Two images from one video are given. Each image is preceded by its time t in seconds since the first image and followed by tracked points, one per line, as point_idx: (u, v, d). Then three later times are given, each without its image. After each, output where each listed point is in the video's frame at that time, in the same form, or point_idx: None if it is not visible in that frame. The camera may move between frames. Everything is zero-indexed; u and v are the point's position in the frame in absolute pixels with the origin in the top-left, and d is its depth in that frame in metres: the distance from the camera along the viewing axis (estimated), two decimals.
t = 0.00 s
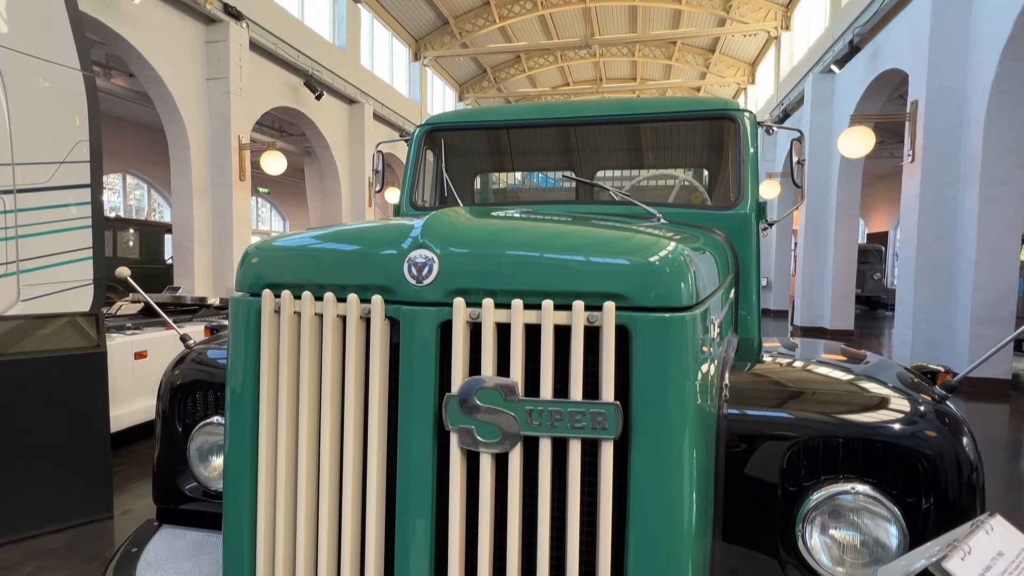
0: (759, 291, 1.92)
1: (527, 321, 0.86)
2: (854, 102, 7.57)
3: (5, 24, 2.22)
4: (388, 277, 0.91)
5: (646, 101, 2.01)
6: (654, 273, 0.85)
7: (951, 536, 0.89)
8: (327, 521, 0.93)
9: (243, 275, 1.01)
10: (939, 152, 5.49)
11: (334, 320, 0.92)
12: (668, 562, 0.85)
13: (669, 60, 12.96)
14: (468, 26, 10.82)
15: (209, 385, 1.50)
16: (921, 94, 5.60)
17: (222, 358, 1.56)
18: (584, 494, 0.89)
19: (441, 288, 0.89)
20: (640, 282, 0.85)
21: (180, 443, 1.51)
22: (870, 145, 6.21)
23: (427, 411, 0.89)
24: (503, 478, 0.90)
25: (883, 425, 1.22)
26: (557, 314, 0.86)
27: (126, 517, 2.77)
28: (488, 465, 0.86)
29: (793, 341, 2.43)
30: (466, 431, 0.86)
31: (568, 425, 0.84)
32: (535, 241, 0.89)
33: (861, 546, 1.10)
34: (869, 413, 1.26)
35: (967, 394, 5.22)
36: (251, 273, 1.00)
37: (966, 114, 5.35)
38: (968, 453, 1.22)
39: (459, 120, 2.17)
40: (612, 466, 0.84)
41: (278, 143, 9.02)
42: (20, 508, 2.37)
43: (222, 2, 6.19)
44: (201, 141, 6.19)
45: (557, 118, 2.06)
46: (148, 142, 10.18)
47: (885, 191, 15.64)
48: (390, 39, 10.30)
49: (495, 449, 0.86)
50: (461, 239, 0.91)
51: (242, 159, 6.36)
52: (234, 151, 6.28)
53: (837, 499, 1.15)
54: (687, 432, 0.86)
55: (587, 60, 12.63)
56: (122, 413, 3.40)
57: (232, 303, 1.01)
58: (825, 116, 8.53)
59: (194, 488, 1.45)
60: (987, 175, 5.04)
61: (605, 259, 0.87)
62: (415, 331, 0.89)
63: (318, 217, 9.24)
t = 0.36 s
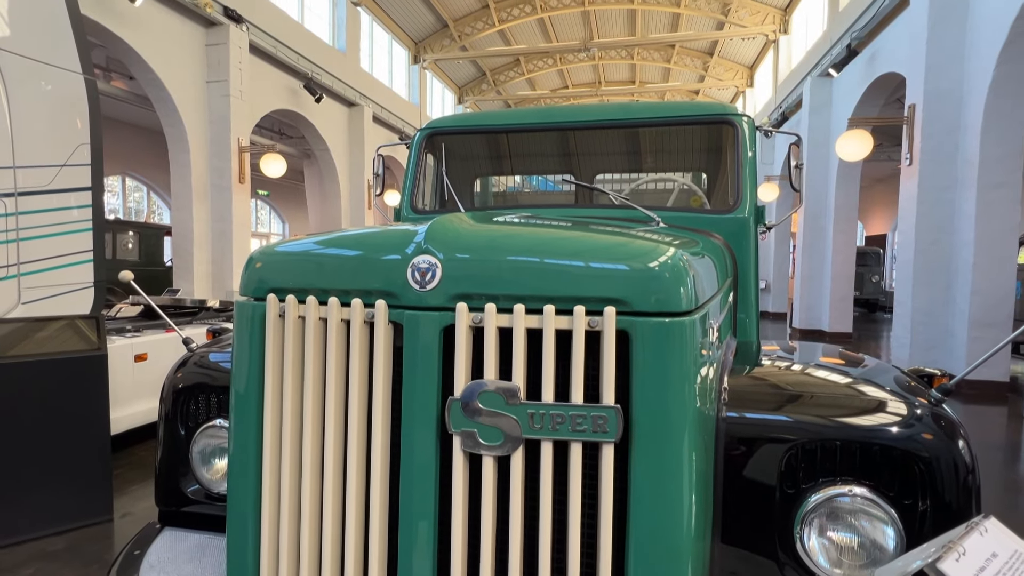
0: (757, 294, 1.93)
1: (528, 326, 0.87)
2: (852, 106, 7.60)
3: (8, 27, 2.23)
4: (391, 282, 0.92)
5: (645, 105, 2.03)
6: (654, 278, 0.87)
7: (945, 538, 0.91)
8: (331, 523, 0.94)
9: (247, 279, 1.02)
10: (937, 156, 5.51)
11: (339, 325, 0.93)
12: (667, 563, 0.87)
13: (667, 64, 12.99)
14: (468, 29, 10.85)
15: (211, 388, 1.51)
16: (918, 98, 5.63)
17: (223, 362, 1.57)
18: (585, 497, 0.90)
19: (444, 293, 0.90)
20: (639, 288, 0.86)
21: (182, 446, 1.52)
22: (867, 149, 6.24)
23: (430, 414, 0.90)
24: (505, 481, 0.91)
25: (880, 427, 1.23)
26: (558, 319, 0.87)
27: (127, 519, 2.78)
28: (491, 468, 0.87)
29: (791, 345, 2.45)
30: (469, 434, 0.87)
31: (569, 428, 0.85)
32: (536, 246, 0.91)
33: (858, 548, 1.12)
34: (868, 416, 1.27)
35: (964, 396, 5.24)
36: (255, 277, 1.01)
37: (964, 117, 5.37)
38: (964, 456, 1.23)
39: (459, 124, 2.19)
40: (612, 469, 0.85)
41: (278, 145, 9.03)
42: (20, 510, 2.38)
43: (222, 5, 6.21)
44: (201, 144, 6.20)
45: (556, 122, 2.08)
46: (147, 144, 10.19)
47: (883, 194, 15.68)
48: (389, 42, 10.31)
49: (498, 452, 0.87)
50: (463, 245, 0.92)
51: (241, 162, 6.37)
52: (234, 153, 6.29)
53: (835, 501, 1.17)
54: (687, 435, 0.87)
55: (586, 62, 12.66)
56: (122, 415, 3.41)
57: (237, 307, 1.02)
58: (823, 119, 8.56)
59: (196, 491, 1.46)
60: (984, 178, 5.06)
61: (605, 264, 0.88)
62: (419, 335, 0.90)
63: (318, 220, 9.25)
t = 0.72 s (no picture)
0: (754, 296, 1.95)
1: (528, 330, 0.89)
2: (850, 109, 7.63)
3: (8, 28, 2.24)
4: (393, 286, 0.94)
5: (644, 110, 2.04)
6: (652, 282, 0.88)
7: (941, 539, 0.92)
8: (333, 524, 0.95)
9: (250, 283, 1.03)
10: (934, 159, 5.54)
11: (341, 328, 0.94)
12: (665, 562, 0.88)
13: (666, 67, 13.01)
14: (467, 32, 10.87)
15: (211, 391, 1.52)
16: (915, 101, 5.66)
17: (224, 364, 1.58)
18: (584, 498, 0.92)
19: (446, 297, 0.91)
20: (637, 292, 0.88)
21: (183, 448, 1.53)
22: (865, 152, 6.26)
23: (431, 415, 0.91)
24: (505, 481, 0.92)
25: (875, 430, 1.24)
26: (559, 322, 0.88)
27: (128, 520, 2.79)
28: (492, 470, 0.88)
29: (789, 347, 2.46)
30: (469, 436, 0.88)
31: (569, 431, 0.86)
32: (535, 251, 0.92)
33: (854, 550, 1.13)
34: (865, 418, 1.29)
35: (962, 399, 5.26)
36: (257, 280, 1.02)
37: (960, 120, 5.40)
38: (960, 459, 1.24)
39: (458, 128, 2.20)
40: (612, 469, 0.86)
41: (277, 148, 9.04)
42: (20, 512, 2.38)
43: (222, 8, 6.22)
44: (200, 146, 6.22)
45: (556, 126, 2.09)
46: (146, 146, 10.21)
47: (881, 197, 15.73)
48: (389, 45, 10.33)
49: (498, 454, 0.88)
50: (464, 249, 0.93)
51: (241, 164, 6.38)
52: (233, 155, 6.30)
53: (831, 503, 1.18)
54: (685, 436, 0.88)
55: (584, 66, 12.71)
56: (121, 417, 3.41)
57: (240, 310, 1.03)
58: (820, 123, 8.59)
59: (197, 493, 1.47)
60: (982, 182, 5.09)
61: (603, 268, 0.89)
62: (420, 338, 0.91)
63: (317, 223, 9.26)
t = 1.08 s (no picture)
0: (752, 300, 1.96)
1: (530, 335, 0.90)
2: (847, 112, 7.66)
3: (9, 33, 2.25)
4: (396, 292, 0.95)
5: (643, 115, 2.06)
6: (652, 288, 0.89)
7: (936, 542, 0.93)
8: (336, 526, 0.97)
9: (253, 288, 1.04)
10: (931, 163, 5.56)
11: (344, 333, 0.95)
12: (665, 563, 0.89)
13: (665, 70, 13.05)
14: (466, 35, 10.88)
15: (213, 395, 1.53)
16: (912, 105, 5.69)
17: (225, 369, 1.59)
18: (584, 501, 0.93)
19: (448, 302, 0.93)
20: (637, 297, 0.89)
21: (185, 451, 1.54)
22: (863, 155, 6.29)
23: (433, 419, 0.92)
24: (506, 484, 0.94)
25: (873, 434, 1.26)
26: (559, 328, 0.89)
27: (128, 523, 2.80)
28: (493, 474, 0.90)
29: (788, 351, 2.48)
30: (471, 440, 0.90)
31: (570, 435, 0.87)
32: (536, 257, 0.93)
33: (852, 552, 1.14)
34: (862, 422, 1.30)
35: (960, 402, 5.27)
36: (260, 285, 1.03)
37: (957, 125, 5.42)
38: (956, 462, 1.26)
39: (458, 132, 2.21)
40: (611, 473, 0.88)
41: (276, 150, 9.06)
42: (20, 515, 2.39)
43: (222, 11, 6.23)
44: (200, 149, 6.23)
45: (556, 130, 2.11)
46: (146, 149, 10.22)
47: (878, 200, 15.77)
48: (388, 48, 10.35)
49: (500, 458, 0.89)
50: (466, 255, 0.94)
51: (240, 167, 6.39)
52: (233, 158, 6.31)
53: (829, 506, 1.19)
54: (684, 441, 0.89)
55: (583, 68, 12.74)
56: (121, 420, 3.41)
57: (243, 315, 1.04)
58: (818, 126, 8.62)
59: (199, 496, 1.47)
60: (979, 185, 5.12)
61: (603, 275, 0.90)
62: (423, 344, 0.92)
63: (316, 225, 9.27)
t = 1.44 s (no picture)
0: (751, 302, 1.96)
1: (529, 340, 0.90)
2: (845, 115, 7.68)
3: (9, 35, 2.25)
4: (396, 296, 0.95)
5: (641, 118, 2.06)
6: (651, 292, 0.89)
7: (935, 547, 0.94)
8: (335, 529, 0.96)
9: (252, 292, 1.04)
10: (928, 166, 5.57)
11: (344, 337, 0.95)
12: (665, 567, 0.89)
13: (663, 73, 13.09)
14: (466, 38, 10.91)
15: (212, 398, 1.53)
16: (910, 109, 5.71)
17: (224, 372, 1.58)
18: (583, 506, 0.93)
19: (447, 307, 0.92)
20: (636, 303, 0.89)
21: (184, 455, 1.53)
22: (861, 158, 6.30)
23: (432, 423, 0.92)
24: (506, 489, 0.94)
25: (871, 437, 1.26)
26: (558, 333, 0.89)
27: (127, 525, 2.79)
28: (492, 478, 0.90)
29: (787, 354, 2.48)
30: (471, 446, 0.90)
31: (569, 440, 0.87)
32: (534, 262, 0.93)
33: (851, 557, 1.14)
34: (860, 426, 1.30)
35: (958, 404, 5.27)
36: (259, 289, 1.03)
37: (955, 128, 5.44)
38: (955, 466, 1.26)
39: (457, 135, 2.21)
40: (610, 478, 0.88)
41: (275, 152, 9.07)
42: (18, 519, 2.38)
43: (222, 13, 6.25)
44: (199, 151, 6.23)
45: (555, 134, 2.11)
46: (145, 151, 10.23)
47: (876, 203, 15.82)
48: (387, 51, 10.37)
49: (499, 463, 0.89)
50: (465, 260, 0.94)
51: (239, 169, 6.39)
52: (233, 160, 6.33)
53: (828, 510, 1.19)
54: (683, 445, 0.89)
55: (582, 71, 12.77)
56: (120, 423, 3.41)
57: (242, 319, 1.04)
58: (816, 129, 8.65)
59: (197, 500, 1.47)
60: (977, 189, 5.13)
61: (602, 279, 0.90)
62: (422, 349, 0.92)
63: (315, 227, 9.28)
